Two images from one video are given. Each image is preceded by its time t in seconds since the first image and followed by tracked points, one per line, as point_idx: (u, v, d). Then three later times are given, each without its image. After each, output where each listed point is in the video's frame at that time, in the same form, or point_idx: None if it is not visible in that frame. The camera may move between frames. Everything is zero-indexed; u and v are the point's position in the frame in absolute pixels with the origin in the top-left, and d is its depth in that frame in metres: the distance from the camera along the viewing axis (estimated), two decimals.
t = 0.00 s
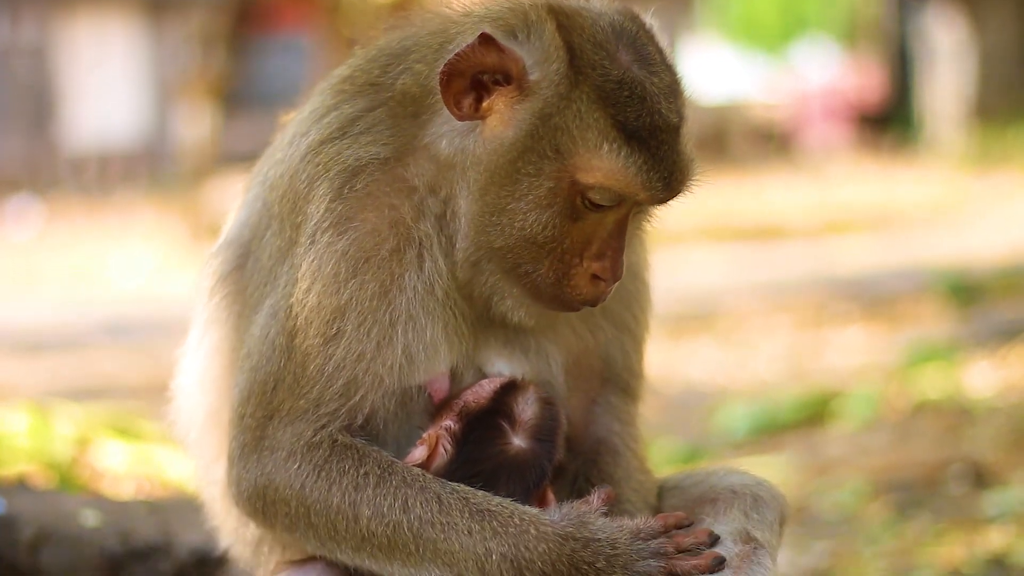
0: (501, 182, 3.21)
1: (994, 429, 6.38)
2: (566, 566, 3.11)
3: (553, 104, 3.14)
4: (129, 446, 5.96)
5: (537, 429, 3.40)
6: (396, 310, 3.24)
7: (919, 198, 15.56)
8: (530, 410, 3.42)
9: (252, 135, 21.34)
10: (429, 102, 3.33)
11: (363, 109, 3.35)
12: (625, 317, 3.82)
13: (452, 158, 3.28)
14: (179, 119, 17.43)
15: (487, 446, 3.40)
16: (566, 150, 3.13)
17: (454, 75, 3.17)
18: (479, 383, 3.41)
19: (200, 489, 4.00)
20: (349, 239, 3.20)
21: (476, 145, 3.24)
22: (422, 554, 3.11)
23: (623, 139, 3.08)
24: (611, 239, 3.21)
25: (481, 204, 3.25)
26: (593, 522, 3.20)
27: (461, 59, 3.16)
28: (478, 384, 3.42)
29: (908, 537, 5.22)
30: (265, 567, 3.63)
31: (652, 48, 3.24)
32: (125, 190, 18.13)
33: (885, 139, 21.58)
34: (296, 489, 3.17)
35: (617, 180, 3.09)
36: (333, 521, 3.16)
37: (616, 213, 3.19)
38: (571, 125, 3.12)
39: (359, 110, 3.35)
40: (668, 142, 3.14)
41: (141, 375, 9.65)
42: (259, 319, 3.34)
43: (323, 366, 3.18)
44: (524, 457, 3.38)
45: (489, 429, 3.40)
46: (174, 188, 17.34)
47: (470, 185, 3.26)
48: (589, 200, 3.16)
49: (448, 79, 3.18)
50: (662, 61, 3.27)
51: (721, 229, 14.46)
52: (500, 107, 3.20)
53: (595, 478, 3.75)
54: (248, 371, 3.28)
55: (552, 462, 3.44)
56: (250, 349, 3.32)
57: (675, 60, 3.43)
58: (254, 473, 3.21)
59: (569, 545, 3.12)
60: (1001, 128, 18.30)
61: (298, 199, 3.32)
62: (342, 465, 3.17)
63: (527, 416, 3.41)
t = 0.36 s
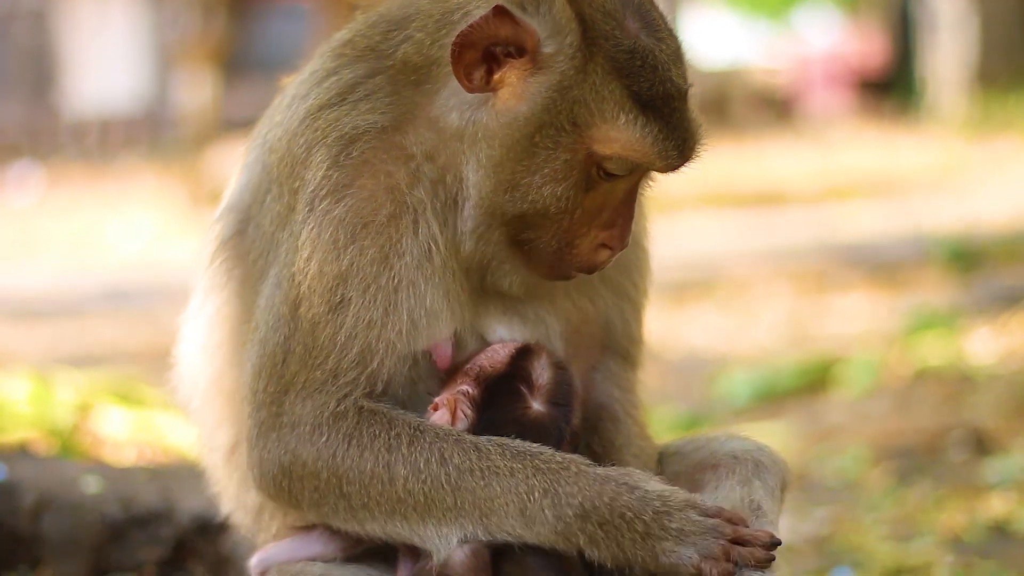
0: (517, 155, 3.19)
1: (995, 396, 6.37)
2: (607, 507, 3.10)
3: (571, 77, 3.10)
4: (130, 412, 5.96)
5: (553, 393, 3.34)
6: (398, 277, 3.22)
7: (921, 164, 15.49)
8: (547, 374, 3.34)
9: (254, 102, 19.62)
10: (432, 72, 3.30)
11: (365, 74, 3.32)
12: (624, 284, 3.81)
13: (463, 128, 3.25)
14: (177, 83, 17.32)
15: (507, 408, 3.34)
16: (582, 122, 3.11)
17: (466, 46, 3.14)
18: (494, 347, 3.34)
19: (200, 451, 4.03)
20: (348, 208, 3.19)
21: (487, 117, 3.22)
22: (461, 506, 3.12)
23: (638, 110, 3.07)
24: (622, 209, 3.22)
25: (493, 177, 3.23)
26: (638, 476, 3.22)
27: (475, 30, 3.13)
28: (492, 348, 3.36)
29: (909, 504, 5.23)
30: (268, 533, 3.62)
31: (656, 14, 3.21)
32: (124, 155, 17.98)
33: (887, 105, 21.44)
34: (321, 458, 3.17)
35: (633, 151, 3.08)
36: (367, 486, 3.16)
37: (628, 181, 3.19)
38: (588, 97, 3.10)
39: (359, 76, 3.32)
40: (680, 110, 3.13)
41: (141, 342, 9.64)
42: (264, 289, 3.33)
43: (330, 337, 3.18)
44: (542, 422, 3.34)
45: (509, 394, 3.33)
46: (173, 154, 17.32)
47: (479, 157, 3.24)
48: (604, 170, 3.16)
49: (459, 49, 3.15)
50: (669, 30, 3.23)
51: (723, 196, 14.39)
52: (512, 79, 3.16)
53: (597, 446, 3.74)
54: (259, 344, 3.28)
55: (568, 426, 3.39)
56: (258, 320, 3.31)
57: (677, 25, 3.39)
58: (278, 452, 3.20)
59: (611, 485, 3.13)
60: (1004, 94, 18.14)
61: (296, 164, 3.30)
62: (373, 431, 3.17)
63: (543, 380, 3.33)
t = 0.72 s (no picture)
0: (507, 154, 3.19)
1: (994, 396, 6.37)
2: (590, 507, 3.12)
3: (563, 78, 3.10)
4: (128, 412, 5.95)
5: (558, 391, 3.34)
6: (397, 277, 3.23)
7: (920, 163, 15.49)
8: (551, 372, 3.33)
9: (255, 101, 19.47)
10: (431, 70, 3.30)
11: (366, 74, 3.32)
12: (623, 283, 3.81)
13: (456, 125, 3.25)
14: (176, 83, 17.34)
15: (511, 408, 3.35)
16: (573, 124, 3.11)
17: (462, 42, 3.15)
18: (498, 345, 3.35)
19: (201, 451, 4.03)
20: (348, 207, 3.19)
21: (481, 114, 3.22)
22: (446, 507, 3.13)
23: (630, 114, 3.07)
24: (613, 213, 3.24)
25: (485, 174, 3.24)
26: (610, 463, 3.20)
27: (470, 26, 3.13)
28: (496, 346, 3.36)
29: (909, 504, 5.23)
30: (266, 533, 3.64)
31: (658, 19, 3.20)
32: (125, 154, 17.96)
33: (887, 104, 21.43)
34: (308, 458, 3.18)
35: (622, 155, 3.09)
36: (351, 486, 3.17)
37: (619, 185, 3.20)
38: (579, 98, 3.10)
39: (360, 76, 3.31)
40: (673, 117, 3.13)
41: (142, 342, 9.65)
42: (259, 288, 3.32)
43: (326, 337, 3.18)
44: (548, 422, 3.34)
45: (515, 394, 3.33)
46: (173, 153, 17.32)
47: (473, 155, 3.25)
48: (595, 173, 3.17)
49: (456, 45, 3.15)
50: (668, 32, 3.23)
51: (723, 196, 14.38)
52: (507, 77, 3.16)
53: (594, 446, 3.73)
54: (249, 341, 3.27)
55: (573, 427, 3.39)
56: (251, 317, 3.31)
57: (678, 27, 3.39)
58: (261, 448, 3.21)
59: (593, 486, 3.13)
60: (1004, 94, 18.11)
61: (295, 163, 3.30)
62: (357, 430, 3.18)
63: (548, 378, 3.33)
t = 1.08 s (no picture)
0: (504, 157, 3.19)
1: (993, 396, 6.38)
2: (579, 517, 3.11)
3: (560, 81, 3.10)
4: (127, 413, 5.95)
5: (550, 394, 3.29)
6: (393, 282, 3.23)
7: (918, 163, 15.50)
8: (543, 374, 3.30)
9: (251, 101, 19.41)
10: (430, 72, 3.30)
11: (364, 78, 3.32)
12: (621, 283, 3.81)
13: (454, 127, 3.25)
14: (175, 80, 17.35)
15: (502, 410, 3.31)
16: (570, 127, 3.11)
17: (460, 44, 3.14)
18: (491, 347, 3.34)
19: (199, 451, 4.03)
20: (345, 211, 3.19)
21: (478, 116, 3.22)
22: (436, 516, 3.13)
23: (626, 118, 3.07)
24: (609, 216, 3.22)
25: (481, 177, 3.23)
26: (599, 470, 3.18)
27: (469, 28, 3.13)
28: (489, 348, 3.36)
29: (908, 504, 5.22)
30: (265, 534, 3.63)
31: (656, 23, 3.20)
32: (122, 154, 17.93)
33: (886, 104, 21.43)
34: (301, 462, 3.18)
35: (618, 159, 3.08)
36: (342, 492, 3.17)
37: (614, 190, 3.19)
38: (576, 102, 3.09)
39: (359, 78, 3.31)
40: (669, 121, 3.13)
41: (140, 342, 9.65)
42: (255, 290, 3.32)
43: (321, 340, 3.18)
44: (541, 423, 3.29)
45: (506, 395, 3.30)
46: (172, 153, 17.31)
47: (470, 157, 3.25)
48: (591, 177, 3.15)
49: (454, 47, 3.15)
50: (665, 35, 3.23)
51: (721, 196, 14.38)
52: (505, 80, 3.16)
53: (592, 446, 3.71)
54: (246, 343, 3.27)
55: (566, 427, 3.35)
56: (247, 320, 3.31)
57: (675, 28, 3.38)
58: (255, 449, 3.21)
59: (582, 497, 3.12)
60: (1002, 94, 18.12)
61: (293, 166, 3.30)
62: (348, 435, 3.18)
63: (540, 380, 3.29)
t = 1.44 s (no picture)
0: (509, 151, 3.18)
1: (991, 397, 6.38)
2: (582, 515, 3.11)
3: (564, 73, 3.10)
4: (126, 414, 5.94)
5: (547, 395, 3.33)
6: (390, 284, 3.24)
7: (917, 164, 15.50)
8: (540, 375, 3.33)
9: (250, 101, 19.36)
10: (429, 73, 3.30)
11: (362, 79, 3.32)
12: (620, 285, 3.81)
13: (457, 127, 3.24)
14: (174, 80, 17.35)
15: (499, 411, 3.34)
16: (575, 118, 3.10)
17: (462, 42, 3.14)
18: (488, 347, 3.34)
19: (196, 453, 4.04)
20: (343, 213, 3.20)
21: (481, 113, 3.21)
22: (435, 514, 3.13)
23: (631, 106, 3.07)
24: (615, 207, 3.20)
25: (486, 176, 3.22)
26: (606, 471, 3.17)
27: (470, 26, 3.13)
28: (486, 348, 3.36)
29: (906, 505, 5.23)
30: (263, 535, 3.63)
31: (653, 16, 3.22)
32: (121, 154, 17.92)
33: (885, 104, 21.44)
34: (302, 461, 3.17)
35: (627, 148, 3.08)
36: (342, 491, 3.17)
37: (619, 182, 3.18)
38: (580, 93, 3.09)
39: (356, 81, 3.32)
40: (673, 109, 3.13)
41: (140, 343, 9.64)
42: (254, 292, 3.32)
43: (321, 342, 3.18)
44: (538, 423, 3.33)
45: (502, 396, 3.32)
46: (171, 153, 17.29)
47: (472, 154, 3.24)
48: (598, 168, 3.14)
49: (455, 45, 3.15)
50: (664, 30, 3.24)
51: (721, 197, 14.38)
52: (507, 75, 3.16)
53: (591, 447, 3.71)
54: (245, 345, 3.27)
55: (562, 429, 3.39)
56: (246, 322, 3.31)
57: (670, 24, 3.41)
58: (256, 450, 3.20)
59: (584, 494, 3.12)
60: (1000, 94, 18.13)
61: (292, 169, 3.31)
62: (348, 435, 3.17)
63: (537, 381, 3.32)
